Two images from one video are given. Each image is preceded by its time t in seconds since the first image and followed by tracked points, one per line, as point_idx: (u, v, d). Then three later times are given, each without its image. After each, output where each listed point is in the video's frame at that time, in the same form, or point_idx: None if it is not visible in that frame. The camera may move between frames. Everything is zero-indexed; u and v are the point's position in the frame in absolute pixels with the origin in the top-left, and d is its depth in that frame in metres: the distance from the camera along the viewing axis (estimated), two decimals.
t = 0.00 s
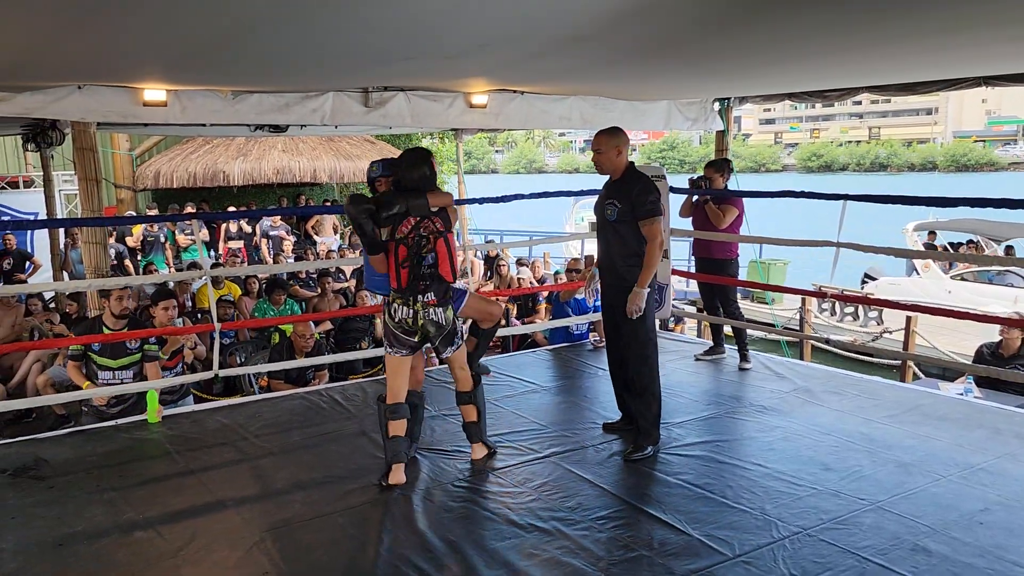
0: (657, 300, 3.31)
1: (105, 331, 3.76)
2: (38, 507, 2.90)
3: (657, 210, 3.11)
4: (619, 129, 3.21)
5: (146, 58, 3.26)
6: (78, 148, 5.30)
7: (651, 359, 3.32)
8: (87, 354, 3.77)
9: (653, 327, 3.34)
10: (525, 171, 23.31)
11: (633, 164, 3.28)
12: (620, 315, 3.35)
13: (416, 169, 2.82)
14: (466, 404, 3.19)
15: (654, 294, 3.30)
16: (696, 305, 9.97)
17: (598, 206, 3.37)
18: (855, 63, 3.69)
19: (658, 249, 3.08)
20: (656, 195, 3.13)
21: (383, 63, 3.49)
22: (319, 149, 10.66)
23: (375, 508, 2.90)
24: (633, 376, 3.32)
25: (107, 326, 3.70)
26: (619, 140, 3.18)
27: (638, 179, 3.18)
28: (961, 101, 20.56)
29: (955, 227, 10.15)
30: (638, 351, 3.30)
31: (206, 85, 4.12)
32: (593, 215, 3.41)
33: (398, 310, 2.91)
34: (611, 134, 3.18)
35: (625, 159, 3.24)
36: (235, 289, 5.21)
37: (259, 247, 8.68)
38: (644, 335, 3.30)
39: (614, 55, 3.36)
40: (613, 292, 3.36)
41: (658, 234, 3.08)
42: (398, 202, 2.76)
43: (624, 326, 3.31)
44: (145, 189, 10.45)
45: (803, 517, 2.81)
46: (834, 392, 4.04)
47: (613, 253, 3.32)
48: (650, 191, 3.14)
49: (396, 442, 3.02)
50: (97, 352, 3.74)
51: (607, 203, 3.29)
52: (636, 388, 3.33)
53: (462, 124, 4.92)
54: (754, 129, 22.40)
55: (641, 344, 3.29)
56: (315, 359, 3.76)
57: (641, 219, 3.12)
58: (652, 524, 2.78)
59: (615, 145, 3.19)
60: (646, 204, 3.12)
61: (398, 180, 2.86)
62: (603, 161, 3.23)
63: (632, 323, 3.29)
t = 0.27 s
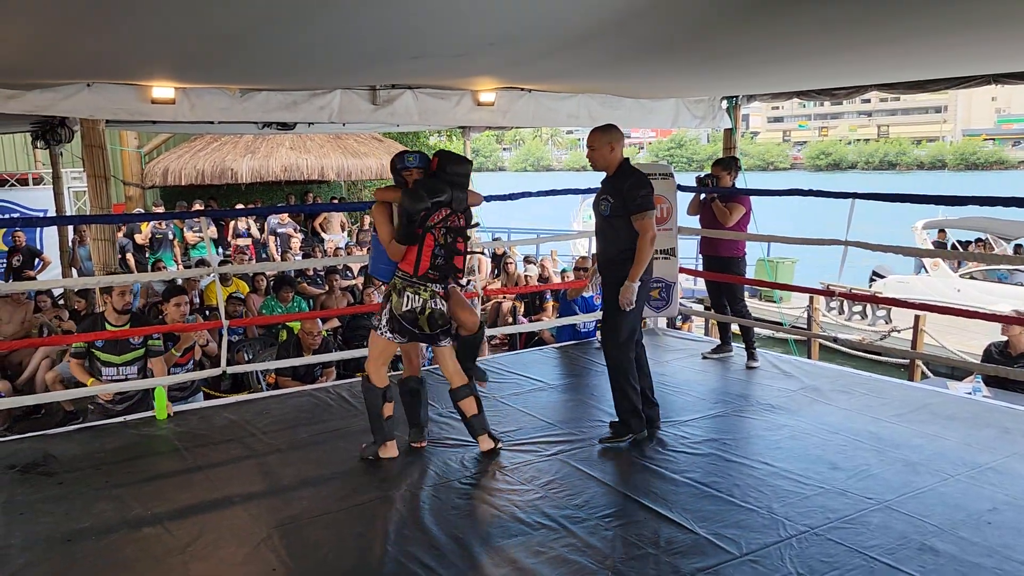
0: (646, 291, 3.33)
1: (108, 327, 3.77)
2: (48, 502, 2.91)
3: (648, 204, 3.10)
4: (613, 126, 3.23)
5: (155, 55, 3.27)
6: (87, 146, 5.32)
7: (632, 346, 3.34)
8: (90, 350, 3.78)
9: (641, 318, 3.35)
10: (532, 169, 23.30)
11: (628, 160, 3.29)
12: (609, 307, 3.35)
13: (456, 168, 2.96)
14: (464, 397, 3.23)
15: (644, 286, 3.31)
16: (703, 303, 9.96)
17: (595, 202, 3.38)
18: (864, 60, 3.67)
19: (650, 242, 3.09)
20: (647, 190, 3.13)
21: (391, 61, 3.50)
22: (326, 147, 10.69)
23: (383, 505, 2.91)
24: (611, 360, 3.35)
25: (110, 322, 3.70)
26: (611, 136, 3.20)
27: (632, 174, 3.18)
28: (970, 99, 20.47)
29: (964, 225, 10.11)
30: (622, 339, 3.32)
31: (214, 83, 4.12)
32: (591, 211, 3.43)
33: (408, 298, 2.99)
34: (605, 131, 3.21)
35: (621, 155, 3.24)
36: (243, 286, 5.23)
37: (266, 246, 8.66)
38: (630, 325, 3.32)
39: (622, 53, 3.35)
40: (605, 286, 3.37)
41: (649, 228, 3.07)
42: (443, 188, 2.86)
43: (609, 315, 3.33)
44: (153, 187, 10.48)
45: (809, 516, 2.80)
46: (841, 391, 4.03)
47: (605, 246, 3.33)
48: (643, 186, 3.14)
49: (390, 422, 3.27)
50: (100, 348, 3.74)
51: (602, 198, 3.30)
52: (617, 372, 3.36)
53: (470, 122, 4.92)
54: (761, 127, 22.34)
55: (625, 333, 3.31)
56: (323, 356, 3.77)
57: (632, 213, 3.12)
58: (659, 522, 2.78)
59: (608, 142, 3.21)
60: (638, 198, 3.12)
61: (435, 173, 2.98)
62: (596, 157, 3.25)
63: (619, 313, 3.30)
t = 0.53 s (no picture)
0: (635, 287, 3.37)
1: (113, 324, 3.77)
2: (56, 499, 2.93)
3: (635, 203, 3.12)
4: (607, 125, 3.25)
5: (163, 54, 3.27)
6: (95, 144, 5.34)
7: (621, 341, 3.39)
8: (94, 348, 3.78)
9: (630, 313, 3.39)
10: (538, 167, 23.29)
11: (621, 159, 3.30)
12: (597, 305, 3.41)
13: (415, 160, 3.03)
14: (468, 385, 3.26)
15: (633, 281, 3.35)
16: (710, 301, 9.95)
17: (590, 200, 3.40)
18: (873, 58, 3.65)
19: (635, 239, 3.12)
20: (636, 189, 3.14)
21: (399, 60, 3.50)
22: (332, 145, 10.71)
23: (388, 502, 2.91)
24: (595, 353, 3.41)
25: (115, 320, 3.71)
26: (604, 135, 3.22)
27: (622, 174, 3.20)
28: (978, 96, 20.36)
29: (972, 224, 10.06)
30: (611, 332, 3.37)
31: (221, 81, 4.13)
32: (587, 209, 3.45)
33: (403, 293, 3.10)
34: (598, 130, 3.22)
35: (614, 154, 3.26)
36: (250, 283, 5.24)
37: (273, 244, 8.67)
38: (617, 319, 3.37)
39: (628, 51, 3.34)
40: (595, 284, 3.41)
41: (635, 226, 3.09)
42: (393, 186, 3.00)
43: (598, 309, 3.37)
44: (160, 184, 10.51)
45: (816, 515, 2.80)
46: (848, 390, 4.02)
47: (594, 242, 3.36)
48: (632, 185, 3.16)
49: (397, 414, 3.32)
50: (105, 345, 3.75)
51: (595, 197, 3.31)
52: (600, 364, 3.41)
53: (476, 120, 4.92)
54: (768, 125, 22.27)
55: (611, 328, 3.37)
56: (329, 353, 3.78)
57: (620, 212, 3.14)
58: (665, 520, 2.78)
59: (601, 141, 3.23)
60: (625, 197, 3.14)
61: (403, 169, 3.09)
62: (589, 156, 3.27)
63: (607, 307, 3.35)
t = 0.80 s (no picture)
0: (628, 287, 3.40)
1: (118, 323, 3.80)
2: (64, 495, 2.95)
3: (619, 203, 3.16)
4: (600, 122, 3.27)
5: (170, 53, 3.28)
6: (102, 142, 5.36)
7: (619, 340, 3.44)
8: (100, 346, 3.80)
9: (624, 312, 3.44)
10: (543, 164, 23.26)
11: (614, 157, 3.32)
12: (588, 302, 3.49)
13: (404, 161, 3.08)
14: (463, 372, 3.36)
15: (625, 281, 3.39)
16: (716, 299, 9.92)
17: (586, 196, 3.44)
18: (880, 55, 3.64)
19: (615, 241, 3.14)
20: (620, 191, 3.18)
21: (405, 58, 3.50)
22: (338, 143, 10.74)
23: (394, 499, 2.92)
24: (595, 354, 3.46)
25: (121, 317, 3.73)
26: (596, 133, 3.25)
27: (610, 174, 3.23)
28: (986, 93, 20.25)
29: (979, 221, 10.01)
30: (607, 332, 3.43)
31: (227, 80, 4.14)
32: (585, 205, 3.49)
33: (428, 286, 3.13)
34: (591, 128, 3.25)
35: (607, 151, 3.28)
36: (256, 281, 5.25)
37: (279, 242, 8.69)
38: (613, 319, 3.42)
39: (634, 49, 3.34)
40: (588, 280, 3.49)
41: (615, 226, 3.14)
42: (391, 188, 3.03)
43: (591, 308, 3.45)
44: (166, 182, 10.54)
45: (822, 513, 2.80)
46: (854, 388, 4.02)
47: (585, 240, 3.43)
48: (617, 186, 3.20)
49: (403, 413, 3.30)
50: (111, 343, 3.77)
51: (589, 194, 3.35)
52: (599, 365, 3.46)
53: (482, 118, 4.92)
54: (775, 123, 22.19)
55: (607, 327, 3.42)
56: (336, 351, 3.79)
57: (603, 212, 3.19)
58: (670, 518, 2.78)
59: (595, 139, 3.26)
60: (610, 197, 3.18)
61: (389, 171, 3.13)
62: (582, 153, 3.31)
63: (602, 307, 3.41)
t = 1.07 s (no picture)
0: (624, 282, 3.43)
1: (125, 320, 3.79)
2: (70, 492, 2.96)
3: (611, 198, 3.17)
4: (595, 119, 3.30)
5: (174, 51, 3.28)
6: (106, 140, 5.37)
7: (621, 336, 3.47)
8: (106, 344, 3.81)
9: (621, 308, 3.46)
10: (548, 161, 23.23)
11: (609, 152, 3.33)
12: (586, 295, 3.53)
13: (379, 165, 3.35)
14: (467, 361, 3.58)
15: (621, 277, 3.41)
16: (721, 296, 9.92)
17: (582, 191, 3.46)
18: (886, 52, 3.63)
19: (603, 236, 3.17)
20: (610, 186, 3.19)
21: (409, 56, 3.49)
22: (343, 140, 10.80)
23: (399, 496, 2.92)
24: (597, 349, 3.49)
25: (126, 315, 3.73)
26: (589, 129, 3.27)
27: (601, 170, 3.25)
28: (992, 89, 20.17)
29: (985, 219, 9.98)
30: (606, 328, 3.46)
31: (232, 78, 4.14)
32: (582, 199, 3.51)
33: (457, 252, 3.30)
34: (585, 124, 3.28)
35: (601, 147, 3.30)
36: (261, 279, 5.26)
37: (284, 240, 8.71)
38: (612, 314, 3.45)
39: (638, 47, 3.33)
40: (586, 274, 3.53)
41: (606, 221, 3.16)
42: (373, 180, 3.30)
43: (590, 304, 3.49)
44: (171, 180, 10.55)
45: (826, 511, 2.79)
46: (859, 385, 4.01)
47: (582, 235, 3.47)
48: (609, 181, 3.21)
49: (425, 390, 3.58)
50: (118, 341, 3.78)
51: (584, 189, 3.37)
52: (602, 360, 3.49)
53: (486, 116, 4.92)
54: (780, 119, 22.13)
55: (605, 323, 3.46)
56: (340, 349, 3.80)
57: (595, 208, 3.21)
58: (674, 516, 2.78)
59: (589, 135, 3.29)
60: (601, 192, 3.20)
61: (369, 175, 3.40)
62: (577, 149, 3.34)
63: (599, 303, 3.44)
